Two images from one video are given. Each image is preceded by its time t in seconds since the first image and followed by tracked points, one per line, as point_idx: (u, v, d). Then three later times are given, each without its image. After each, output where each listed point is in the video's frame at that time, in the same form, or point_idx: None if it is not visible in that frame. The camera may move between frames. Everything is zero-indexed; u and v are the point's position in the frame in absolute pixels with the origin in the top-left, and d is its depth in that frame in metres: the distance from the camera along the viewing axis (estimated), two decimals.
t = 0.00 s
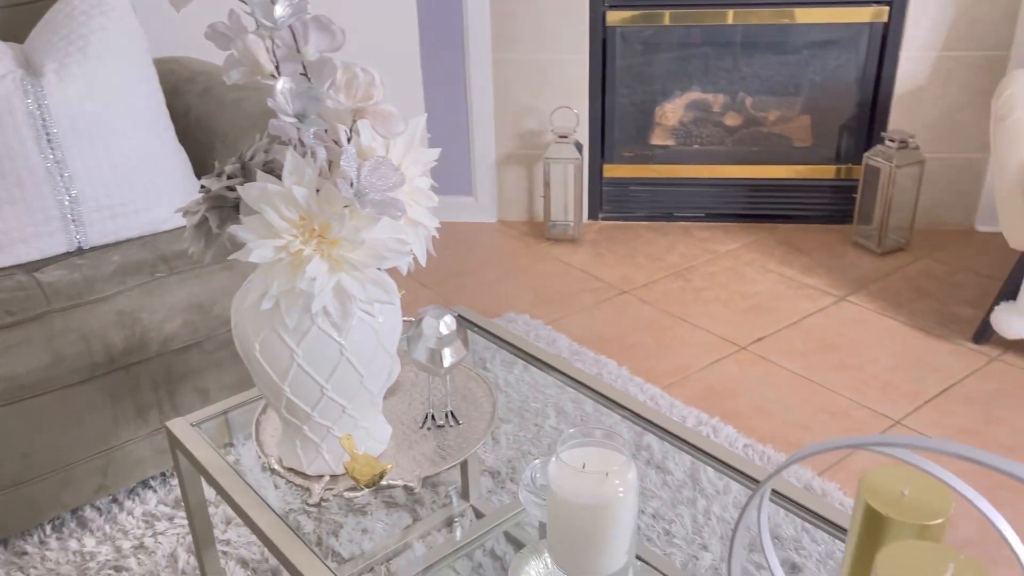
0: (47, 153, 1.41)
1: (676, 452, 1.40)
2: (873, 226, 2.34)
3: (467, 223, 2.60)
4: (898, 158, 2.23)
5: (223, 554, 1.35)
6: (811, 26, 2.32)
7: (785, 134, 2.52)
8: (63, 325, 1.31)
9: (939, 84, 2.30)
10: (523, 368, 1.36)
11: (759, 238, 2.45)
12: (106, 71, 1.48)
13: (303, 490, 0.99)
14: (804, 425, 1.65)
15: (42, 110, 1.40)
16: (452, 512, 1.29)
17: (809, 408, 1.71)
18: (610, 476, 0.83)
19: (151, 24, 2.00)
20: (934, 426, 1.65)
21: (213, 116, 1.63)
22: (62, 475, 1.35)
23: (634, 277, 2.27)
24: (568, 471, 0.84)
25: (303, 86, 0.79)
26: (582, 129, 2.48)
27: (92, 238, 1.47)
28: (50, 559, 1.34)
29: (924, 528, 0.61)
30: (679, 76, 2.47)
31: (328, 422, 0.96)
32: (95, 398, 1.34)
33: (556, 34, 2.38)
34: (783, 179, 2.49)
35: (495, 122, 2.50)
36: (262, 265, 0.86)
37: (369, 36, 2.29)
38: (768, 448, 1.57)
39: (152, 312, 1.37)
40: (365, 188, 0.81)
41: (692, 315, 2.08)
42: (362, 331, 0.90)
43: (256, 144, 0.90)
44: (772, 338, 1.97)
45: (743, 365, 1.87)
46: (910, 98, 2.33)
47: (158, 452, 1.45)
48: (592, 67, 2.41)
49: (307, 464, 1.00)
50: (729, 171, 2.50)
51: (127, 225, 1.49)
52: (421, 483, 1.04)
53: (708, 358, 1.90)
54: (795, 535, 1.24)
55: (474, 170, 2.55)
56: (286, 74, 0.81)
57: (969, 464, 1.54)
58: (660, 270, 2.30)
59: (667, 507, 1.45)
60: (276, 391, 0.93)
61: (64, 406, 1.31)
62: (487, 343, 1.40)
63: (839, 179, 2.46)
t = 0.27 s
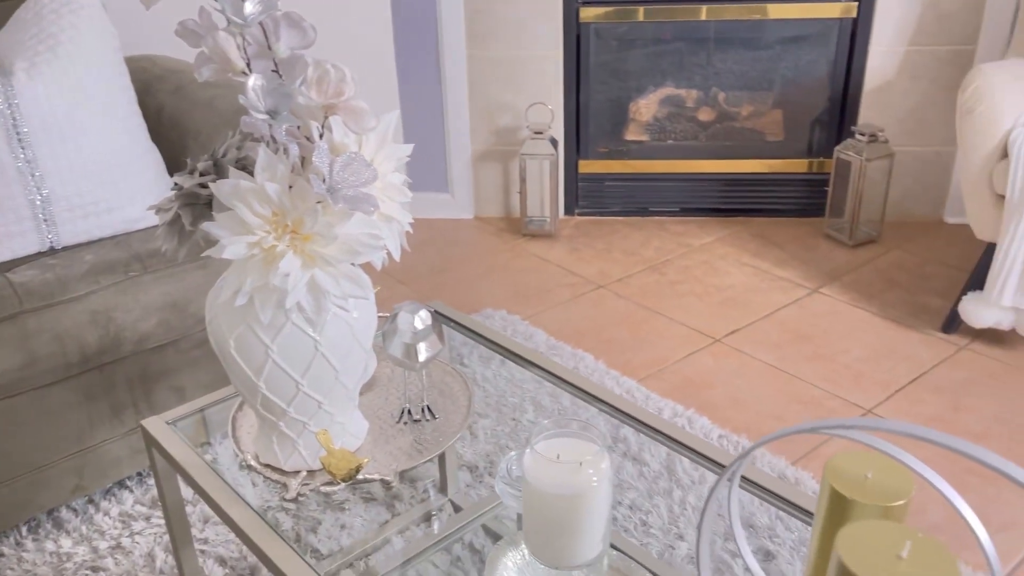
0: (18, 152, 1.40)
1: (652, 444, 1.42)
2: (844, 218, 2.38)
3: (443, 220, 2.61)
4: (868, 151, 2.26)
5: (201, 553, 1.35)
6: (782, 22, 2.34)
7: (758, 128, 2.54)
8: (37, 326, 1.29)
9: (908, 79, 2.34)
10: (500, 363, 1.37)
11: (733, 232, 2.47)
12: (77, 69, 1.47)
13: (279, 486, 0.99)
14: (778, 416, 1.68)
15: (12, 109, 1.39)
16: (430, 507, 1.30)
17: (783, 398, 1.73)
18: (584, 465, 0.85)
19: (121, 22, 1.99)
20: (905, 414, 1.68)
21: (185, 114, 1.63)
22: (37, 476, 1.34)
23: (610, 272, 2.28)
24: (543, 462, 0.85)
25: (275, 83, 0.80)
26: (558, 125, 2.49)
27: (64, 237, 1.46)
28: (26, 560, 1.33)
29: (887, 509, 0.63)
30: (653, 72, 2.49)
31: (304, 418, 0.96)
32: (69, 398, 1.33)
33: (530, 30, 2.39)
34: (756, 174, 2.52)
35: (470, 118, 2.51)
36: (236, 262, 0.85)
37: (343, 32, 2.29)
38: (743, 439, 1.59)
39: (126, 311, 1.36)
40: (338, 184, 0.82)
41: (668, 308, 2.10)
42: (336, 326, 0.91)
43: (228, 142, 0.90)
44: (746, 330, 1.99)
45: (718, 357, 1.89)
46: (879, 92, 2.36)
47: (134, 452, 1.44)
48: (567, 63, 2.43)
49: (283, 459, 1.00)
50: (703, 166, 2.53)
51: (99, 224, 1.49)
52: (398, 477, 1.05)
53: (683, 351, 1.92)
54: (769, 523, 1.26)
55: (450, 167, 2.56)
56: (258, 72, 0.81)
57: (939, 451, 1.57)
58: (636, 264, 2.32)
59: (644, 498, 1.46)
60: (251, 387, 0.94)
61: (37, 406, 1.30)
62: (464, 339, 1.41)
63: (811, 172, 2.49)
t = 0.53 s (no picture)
0: None
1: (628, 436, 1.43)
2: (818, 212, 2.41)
3: (421, 216, 2.61)
4: (841, 145, 2.29)
5: (179, 550, 1.34)
6: (756, 17, 2.37)
7: (733, 123, 2.56)
8: (12, 325, 1.28)
9: (879, 73, 2.37)
10: (478, 358, 1.38)
11: (709, 226, 2.50)
12: (49, 67, 1.48)
13: (256, 480, 1.00)
14: (753, 407, 1.70)
15: None
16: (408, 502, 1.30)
17: (758, 389, 1.76)
18: (558, 455, 0.86)
19: (94, 19, 1.97)
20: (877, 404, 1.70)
21: (159, 111, 1.62)
22: (12, 476, 1.33)
23: (587, 266, 2.30)
24: (517, 452, 0.87)
25: (247, 78, 0.80)
26: (534, 120, 2.50)
27: (37, 237, 1.45)
28: (3, 560, 1.33)
29: (850, 491, 0.64)
30: (629, 68, 2.51)
31: (280, 412, 0.97)
32: (45, 397, 1.33)
33: (506, 26, 2.40)
34: (732, 168, 2.54)
35: (447, 115, 2.51)
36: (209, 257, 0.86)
37: (318, 29, 2.29)
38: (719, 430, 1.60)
39: (101, 309, 1.36)
40: (311, 178, 0.82)
41: (645, 302, 2.12)
42: (311, 321, 0.91)
43: (201, 138, 0.90)
44: (722, 323, 2.01)
45: (695, 350, 1.91)
46: (851, 87, 2.39)
47: (110, 450, 1.44)
48: (543, 59, 2.43)
49: (260, 454, 1.01)
50: (679, 161, 2.54)
51: (73, 223, 1.48)
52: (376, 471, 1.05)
53: (660, 344, 1.94)
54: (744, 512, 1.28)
55: (428, 163, 2.56)
56: (229, 67, 0.81)
57: (909, 439, 1.60)
58: (613, 259, 2.34)
59: (621, 489, 1.48)
60: (227, 382, 0.94)
61: (12, 405, 1.30)
62: (442, 334, 1.42)
63: (786, 166, 2.52)
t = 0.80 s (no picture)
0: None
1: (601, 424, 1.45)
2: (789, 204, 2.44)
3: (396, 211, 2.61)
4: (812, 138, 2.31)
5: (152, 546, 1.34)
6: (727, 11, 2.39)
7: (705, 116, 2.59)
8: None
9: (848, 66, 2.40)
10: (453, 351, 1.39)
11: (682, 219, 2.52)
12: (15, 61, 1.47)
13: (227, 471, 1.00)
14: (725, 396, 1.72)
15: None
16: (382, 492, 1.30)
17: (730, 378, 1.78)
18: (528, 441, 0.87)
19: (62, 13, 1.95)
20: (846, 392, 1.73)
21: (128, 105, 1.61)
22: None
23: (562, 259, 2.31)
24: (487, 439, 0.87)
25: (213, 69, 0.81)
26: (508, 114, 2.51)
27: (5, 232, 1.44)
28: None
29: (809, 471, 0.66)
30: (602, 62, 2.52)
31: (251, 404, 0.97)
32: (14, 394, 1.32)
33: (480, 21, 2.40)
34: (705, 161, 2.56)
35: (421, 109, 2.51)
36: (177, 249, 0.87)
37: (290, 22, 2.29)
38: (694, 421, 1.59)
39: (70, 305, 1.35)
40: (278, 170, 0.82)
41: (619, 294, 2.14)
42: (281, 312, 0.92)
43: (167, 130, 0.90)
44: (695, 314, 2.03)
45: (668, 340, 1.93)
46: (821, 80, 2.42)
47: (82, 447, 1.43)
48: (516, 53, 2.44)
49: (231, 446, 1.01)
50: (652, 154, 2.56)
51: (41, 218, 1.47)
52: (348, 461, 1.06)
53: (634, 335, 1.95)
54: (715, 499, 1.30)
55: (402, 157, 2.56)
56: (195, 59, 0.82)
57: (878, 425, 1.63)
58: (587, 252, 2.35)
59: (595, 478, 1.50)
60: (197, 374, 0.94)
61: None
62: (417, 328, 1.42)
63: (758, 159, 2.54)
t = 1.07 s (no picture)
0: None
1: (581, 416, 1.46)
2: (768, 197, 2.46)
3: (377, 206, 2.61)
4: (789, 132, 2.33)
5: (133, 541, 1.34)
6: (706, 5, 2.40)
7: (685, 111, 2.59)
8: None
9: (826, 61, 2.42)
10: (434, 345, 1.40)
11: (663, 213, 2.54)
12: None
13: (205, 464, 1.01)
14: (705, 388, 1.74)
15: None
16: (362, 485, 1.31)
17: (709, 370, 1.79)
18: (505, 431, 0.88)
19: (38, 8, 1.94)
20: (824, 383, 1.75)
21: (105, 101, 1.60)
22: None
23: (544, 254, 2.32)
24: (465, 429, 0.88)
25: (187, 62, 0.80)
26: (489, 109, 2.51)
27: None
28: None
29: (778, 455, 0.67)
30: (582, 57, 2.53)
31: (229, 397, 0.97)
32: None
33: (460, 16, 2.40)
34: (684, 155, 2.58)
35: (402, 104, 2.51)
36: (153, 242, 0.86)
37: (270, 16, 2.29)
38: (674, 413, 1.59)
39: (48, 301, 1.35)
40: (254, 162, 0.83)
41: (600, 288, 2.15)
42: (258, 304, 0.92)
43: (142, 123, 0.91)
44: (675, 307, 2.05)
45: (648, 333, 1.94)
46: (799, 74, 2.44)
47: (61, 444, 1.42)
48: (497, 48, 2.45)
49: (210, 439, 1.01)
50: (633, 148, 2.58)
51: (18, 213, 1.46)
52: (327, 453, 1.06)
53: (615, 328, 1.96)
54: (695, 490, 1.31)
55: (383, 153, 2.56)
56: (170, 52, 0.82)
57: (854, 415, 1.65)
58: (568, 246, 2.36)
59: (575, 470, 1.51)
60: (175, 368, 0.94)
61: None
62: (399, 323, 1.43)
63: (737, 153, 2.57)
